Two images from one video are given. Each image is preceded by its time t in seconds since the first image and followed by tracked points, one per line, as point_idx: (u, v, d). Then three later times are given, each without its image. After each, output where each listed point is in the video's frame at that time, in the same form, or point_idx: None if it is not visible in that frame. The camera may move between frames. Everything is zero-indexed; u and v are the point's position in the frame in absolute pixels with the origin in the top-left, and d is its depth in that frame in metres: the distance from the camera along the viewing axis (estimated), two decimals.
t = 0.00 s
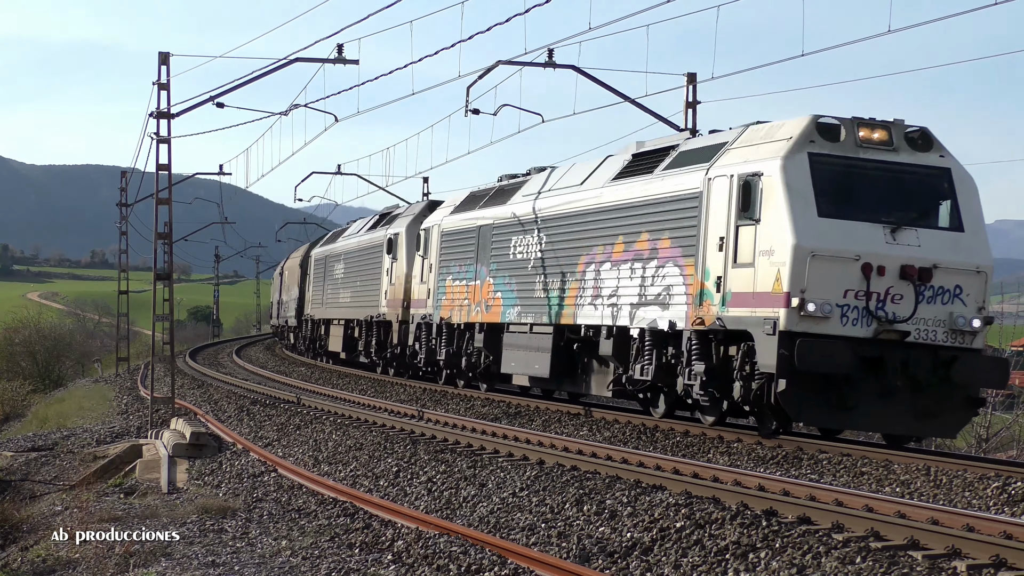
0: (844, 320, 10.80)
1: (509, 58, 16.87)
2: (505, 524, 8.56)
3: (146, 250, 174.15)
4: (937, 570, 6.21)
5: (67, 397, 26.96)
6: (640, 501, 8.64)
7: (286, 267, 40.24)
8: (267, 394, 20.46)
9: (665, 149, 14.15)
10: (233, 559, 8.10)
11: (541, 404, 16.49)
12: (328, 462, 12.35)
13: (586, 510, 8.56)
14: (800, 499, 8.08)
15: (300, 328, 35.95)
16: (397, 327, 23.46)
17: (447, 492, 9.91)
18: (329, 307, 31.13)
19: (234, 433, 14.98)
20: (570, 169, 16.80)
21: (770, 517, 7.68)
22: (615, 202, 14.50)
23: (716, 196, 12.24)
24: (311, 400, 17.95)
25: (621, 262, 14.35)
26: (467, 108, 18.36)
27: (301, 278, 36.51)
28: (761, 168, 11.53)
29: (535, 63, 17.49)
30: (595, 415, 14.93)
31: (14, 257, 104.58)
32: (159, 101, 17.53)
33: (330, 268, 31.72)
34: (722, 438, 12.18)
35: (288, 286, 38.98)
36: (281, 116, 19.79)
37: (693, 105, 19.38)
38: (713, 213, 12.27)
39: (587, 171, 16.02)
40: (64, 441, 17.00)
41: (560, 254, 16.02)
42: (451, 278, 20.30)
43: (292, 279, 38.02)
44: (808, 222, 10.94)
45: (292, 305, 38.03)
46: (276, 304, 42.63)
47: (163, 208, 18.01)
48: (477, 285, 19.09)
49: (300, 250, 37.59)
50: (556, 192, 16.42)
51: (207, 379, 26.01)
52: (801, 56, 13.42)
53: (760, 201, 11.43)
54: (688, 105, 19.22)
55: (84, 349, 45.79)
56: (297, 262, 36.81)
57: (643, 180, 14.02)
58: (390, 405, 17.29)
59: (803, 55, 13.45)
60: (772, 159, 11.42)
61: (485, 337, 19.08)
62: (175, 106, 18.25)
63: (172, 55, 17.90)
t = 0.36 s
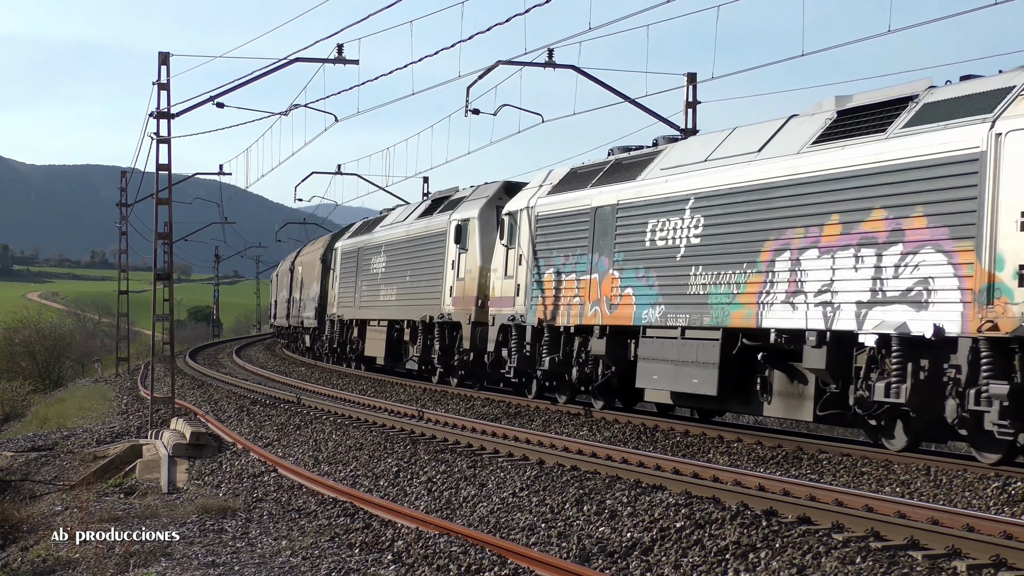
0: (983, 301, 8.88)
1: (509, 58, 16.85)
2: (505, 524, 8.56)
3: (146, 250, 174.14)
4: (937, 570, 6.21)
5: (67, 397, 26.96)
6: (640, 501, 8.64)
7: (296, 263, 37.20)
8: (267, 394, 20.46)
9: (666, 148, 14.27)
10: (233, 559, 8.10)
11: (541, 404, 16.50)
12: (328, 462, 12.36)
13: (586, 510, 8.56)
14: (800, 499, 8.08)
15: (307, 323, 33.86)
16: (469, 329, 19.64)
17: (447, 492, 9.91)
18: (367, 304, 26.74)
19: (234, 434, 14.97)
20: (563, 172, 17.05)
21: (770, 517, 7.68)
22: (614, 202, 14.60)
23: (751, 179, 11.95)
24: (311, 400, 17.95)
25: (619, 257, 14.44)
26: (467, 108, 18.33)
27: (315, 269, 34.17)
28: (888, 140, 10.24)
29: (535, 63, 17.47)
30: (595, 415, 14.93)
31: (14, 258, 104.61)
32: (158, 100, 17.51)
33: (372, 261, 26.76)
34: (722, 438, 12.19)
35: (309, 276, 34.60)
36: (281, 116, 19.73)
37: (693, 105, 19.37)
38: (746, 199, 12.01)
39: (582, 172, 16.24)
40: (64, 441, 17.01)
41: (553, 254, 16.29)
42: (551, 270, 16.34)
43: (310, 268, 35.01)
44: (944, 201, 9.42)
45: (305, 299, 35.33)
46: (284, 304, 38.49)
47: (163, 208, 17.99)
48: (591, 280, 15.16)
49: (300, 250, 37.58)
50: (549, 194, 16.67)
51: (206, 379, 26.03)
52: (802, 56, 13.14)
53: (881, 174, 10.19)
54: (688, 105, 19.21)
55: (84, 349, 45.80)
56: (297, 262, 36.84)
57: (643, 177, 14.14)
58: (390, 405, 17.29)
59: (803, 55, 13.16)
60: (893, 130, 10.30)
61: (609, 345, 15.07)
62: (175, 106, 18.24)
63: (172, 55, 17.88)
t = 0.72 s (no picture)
0: (987, 283, 8.80)
1: (510, 58, 16.88)
2: (505, 524, 8.56)
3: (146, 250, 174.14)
4: (937, 570, 6.21)
5: (67, 397, 26.97)
6: (640, 501, 8.64)
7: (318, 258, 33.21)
8: (267, 394, 20.47)
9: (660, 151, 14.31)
10: (233, 559, 8.10)
11: (541, 404, 16.50)
12: (328, 462, 12.36)
13: (586, 510, 8.56)
14: (800, 499, 8.08)
15: (324, 324, 31.12)
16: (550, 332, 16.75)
17: (447, 492, 9.92)
18: (425, 302, 21.63)
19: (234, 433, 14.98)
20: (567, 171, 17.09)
21: (771, 517, 7.68)
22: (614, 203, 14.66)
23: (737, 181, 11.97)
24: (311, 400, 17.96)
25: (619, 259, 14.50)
26: (467, 108, 18.37)
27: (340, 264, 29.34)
28: (872, 143, 10.24)
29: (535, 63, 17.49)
30: (595, 415, 14.93)
31: (14, 258, 104.64)
32: (158, 100, 17.51)
33: (430, 254, 21.39)
34: (722, 438, 12.19)
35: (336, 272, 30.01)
36: (284, 116, 19.53)
37: (693, 105, 19.37)
38: (731, 202, 12.03)
39: (586, 173, 16.26)
40: (64, 441, 17.01)
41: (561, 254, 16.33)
42: (714, 260, 12.23)
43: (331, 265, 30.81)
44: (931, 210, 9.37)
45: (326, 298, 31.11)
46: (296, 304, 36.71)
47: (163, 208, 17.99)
48: (784, 274, 11.15)
49: (300, 250, 37.57)
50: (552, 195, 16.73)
51: (206, 379, 26.04)
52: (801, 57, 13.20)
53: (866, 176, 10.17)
54: (689, 105, 19.21)
55: (83, 349, 45.80)
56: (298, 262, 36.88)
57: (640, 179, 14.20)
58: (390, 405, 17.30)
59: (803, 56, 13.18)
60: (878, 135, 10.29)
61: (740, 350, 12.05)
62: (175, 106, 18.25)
63: (172, 55, 17.89)
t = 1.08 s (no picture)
0: None
1: (510, 59, 16.90)
2: (505, 524, 8.56)
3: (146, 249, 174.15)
4: (937, 570, 6.21)
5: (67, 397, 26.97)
6: (640, 501, 8.65)
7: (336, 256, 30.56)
8: (267, 394, 20.48)
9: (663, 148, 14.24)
10: (233, 559, 8.10)
11: (541, 404, 16.51)
12: (328, 462, 12.37)
13: (587, 510, 8.56)
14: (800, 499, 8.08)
15: (354, 326, 28.04)
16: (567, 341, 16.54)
17: (447, 492, 9.92)
18: (508, 300, 18.01)
19: (234, 433, 14.99)
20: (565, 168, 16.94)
21: (771, 517, 7.68)
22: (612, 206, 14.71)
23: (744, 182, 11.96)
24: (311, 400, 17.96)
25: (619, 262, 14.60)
26: (467, 108, 18.73)
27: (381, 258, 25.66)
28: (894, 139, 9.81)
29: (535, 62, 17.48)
30: (595, 415, 14.93)
31: (14, 258, 104.64)
32: (159, 101, 17.53)
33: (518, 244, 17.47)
34: (722, 438, 12.18)
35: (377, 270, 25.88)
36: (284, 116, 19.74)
37: (692, 105, 19.31)
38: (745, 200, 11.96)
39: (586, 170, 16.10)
40: (64, 441, 17.01)
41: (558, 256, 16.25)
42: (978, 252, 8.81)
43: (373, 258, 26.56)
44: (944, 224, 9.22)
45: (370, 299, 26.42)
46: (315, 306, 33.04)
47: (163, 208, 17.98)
48: None
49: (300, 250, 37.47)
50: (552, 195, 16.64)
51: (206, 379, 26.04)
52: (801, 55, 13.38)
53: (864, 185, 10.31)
54: (688, 105, 19.22)
55: (83, 349, 45.81)
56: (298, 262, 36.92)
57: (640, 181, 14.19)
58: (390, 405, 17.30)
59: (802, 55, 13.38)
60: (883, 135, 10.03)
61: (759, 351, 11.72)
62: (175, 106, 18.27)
63: (172, 56, 17.90)
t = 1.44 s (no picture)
0: None
1: (510, 58, 16.88)
2: (505, 524, 8.56)
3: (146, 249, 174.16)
4: (937, 570, 6.21)
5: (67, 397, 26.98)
6: (641, 501, 8.65)
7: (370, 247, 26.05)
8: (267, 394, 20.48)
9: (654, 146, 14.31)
10: (233, 559, 8.10)
11: (541, 404, 16.52)
12: (328, 462, 12.37)
13: (587, 510, 8.56)
14: (800, 499, 8.08)
15: (407, 329, 23.13)
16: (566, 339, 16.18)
17: (447, 492, 9.92)
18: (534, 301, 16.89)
19: (234, 433, 14.98)
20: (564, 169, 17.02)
21: (770, 517, 7.68)
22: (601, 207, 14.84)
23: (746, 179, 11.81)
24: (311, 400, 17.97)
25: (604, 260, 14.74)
26: (467, 108, 18.56)
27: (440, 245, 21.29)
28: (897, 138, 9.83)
29: (535, 62, 17.47)
30: (595, 415, 14.94)
31: (14, 258, 104.66)
32: (158, 101, 17.51)
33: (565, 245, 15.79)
34: (722, 438, 12.19)
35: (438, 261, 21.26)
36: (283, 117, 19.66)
37: (693, 105, 19.24)
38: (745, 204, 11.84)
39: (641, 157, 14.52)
40: (64, 441, 17.02)
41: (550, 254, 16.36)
42: None
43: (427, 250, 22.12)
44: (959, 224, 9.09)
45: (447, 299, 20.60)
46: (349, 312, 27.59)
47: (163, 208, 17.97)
48: None
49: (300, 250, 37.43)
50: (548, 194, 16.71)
51: (207, 379, 26.05)
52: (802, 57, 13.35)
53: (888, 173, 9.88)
54: (689, 105, 19.18)
55: (83, 349, 45.82)
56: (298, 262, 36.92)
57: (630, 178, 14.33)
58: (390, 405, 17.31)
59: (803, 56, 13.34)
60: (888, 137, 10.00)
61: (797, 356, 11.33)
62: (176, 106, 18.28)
63: (172, 55, 17.89)
